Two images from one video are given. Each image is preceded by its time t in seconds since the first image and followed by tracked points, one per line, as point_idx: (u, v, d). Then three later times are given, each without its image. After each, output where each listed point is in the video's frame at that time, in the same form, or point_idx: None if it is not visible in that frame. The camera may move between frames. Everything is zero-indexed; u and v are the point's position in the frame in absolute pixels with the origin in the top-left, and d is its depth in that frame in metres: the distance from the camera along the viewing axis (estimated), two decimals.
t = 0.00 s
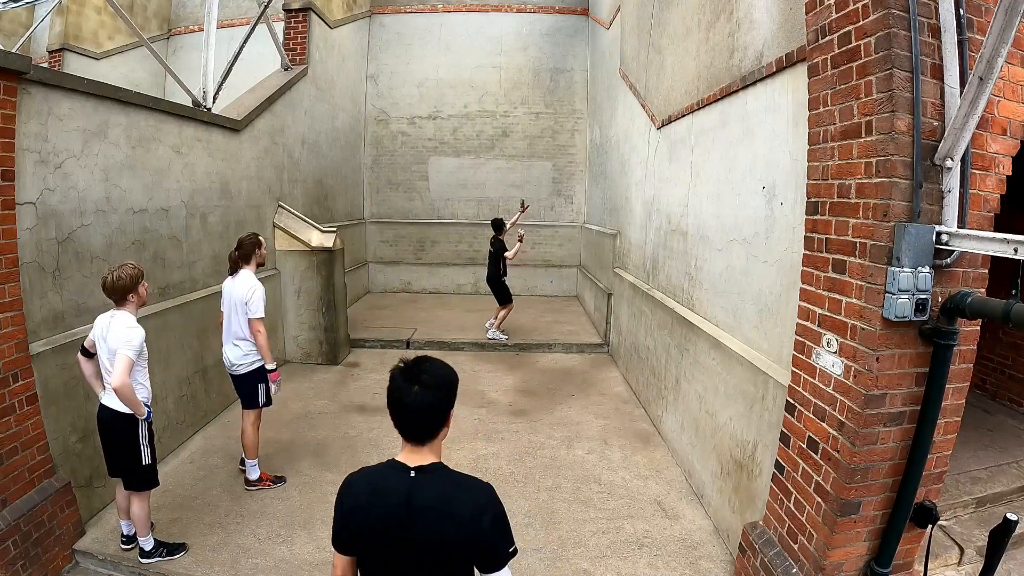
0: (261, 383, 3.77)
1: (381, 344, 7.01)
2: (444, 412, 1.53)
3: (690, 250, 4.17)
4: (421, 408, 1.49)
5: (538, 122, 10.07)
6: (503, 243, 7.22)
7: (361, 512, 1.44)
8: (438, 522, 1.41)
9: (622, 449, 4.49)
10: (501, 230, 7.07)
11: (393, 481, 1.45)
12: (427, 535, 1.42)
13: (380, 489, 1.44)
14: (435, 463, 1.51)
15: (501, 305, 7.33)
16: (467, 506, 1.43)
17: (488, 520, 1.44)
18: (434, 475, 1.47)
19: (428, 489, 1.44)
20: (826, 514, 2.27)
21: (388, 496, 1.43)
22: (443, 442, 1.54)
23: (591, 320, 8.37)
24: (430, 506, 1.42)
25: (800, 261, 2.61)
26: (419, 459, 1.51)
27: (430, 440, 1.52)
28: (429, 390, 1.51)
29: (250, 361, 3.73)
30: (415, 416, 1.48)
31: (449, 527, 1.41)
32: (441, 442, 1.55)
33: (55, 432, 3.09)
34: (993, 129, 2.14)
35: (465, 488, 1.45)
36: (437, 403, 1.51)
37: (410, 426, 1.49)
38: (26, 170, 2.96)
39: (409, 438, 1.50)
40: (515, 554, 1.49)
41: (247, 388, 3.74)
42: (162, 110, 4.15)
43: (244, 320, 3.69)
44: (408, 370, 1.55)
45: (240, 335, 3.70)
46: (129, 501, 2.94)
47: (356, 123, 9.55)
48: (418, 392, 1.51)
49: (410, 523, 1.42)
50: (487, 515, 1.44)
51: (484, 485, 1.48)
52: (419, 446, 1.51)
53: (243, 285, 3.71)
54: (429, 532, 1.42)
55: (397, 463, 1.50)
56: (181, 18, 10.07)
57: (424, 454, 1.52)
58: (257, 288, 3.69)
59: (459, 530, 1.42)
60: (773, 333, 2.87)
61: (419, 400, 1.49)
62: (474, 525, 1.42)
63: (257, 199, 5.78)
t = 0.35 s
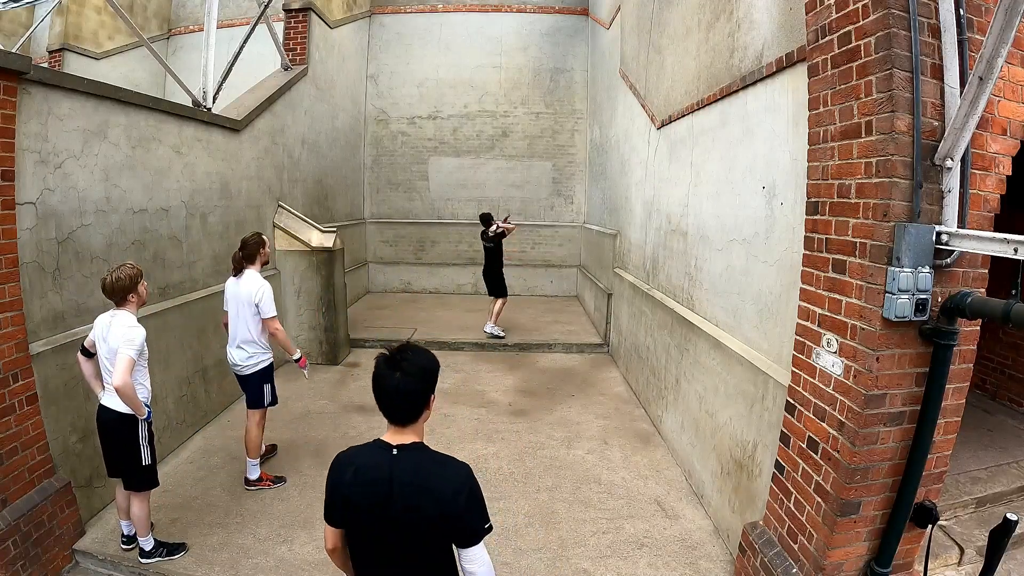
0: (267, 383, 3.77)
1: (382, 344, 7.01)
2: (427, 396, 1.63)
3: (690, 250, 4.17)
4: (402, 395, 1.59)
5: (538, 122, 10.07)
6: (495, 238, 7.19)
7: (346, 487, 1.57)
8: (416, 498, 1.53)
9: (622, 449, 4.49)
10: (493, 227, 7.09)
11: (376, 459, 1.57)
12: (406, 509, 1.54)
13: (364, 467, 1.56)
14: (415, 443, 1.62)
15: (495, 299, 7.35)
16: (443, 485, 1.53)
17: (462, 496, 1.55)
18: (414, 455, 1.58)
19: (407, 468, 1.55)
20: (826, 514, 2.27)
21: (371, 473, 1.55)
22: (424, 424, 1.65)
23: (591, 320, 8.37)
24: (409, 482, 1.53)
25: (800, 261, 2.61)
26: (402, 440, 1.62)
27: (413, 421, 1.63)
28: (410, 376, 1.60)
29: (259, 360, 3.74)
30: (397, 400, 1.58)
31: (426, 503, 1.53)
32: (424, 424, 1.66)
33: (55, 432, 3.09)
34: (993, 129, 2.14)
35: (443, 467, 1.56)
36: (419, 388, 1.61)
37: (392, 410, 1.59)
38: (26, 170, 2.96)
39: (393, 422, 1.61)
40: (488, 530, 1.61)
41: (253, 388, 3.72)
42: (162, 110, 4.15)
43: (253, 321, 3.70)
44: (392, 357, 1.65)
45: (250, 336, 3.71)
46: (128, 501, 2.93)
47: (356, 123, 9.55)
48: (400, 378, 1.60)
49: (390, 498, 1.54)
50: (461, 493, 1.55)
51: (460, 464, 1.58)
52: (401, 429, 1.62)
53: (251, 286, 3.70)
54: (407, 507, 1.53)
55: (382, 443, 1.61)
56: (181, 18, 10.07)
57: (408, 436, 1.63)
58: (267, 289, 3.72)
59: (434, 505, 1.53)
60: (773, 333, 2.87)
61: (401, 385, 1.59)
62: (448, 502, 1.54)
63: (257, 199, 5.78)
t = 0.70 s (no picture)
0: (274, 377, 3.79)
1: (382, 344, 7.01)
2: (414, 390, 1.66)
3: (690, 250, 4.17)
4: (390, 390, 1.61)
5: (538, 122, 10.07)
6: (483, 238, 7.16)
7: (335, 482, 1.59)
8: (403, 491, 1.55)
9: (622, 449, 4.49)
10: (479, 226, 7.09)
11: (365, 453, 1.59)
12: (393, 503, 1.56)
13: (352, 461, 1.59)
14: (403, 438, 1.64)
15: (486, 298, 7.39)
16: (429, 478, 1.55)
17: (449, 488, 1.56)
18: (401, 449, 1.59)
19: (395, 461, 1.57)
20: (826, 514, 2.27)
21: (360, 468, 1.57)
22: (412, 418, 1.67)
23: (591, 320, 8.37)
24: (396, 476, 1.55)
25: (800, 261, 2.61)
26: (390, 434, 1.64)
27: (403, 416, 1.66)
28: (396, 371, 1.63)
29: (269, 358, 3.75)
30: (384, 395, 1.61)
31: (413, 497, 1.54)
32: (413, 418, 1.68)
33: (55, 432, 3.09)
34: (993, 129, 2.14)
35: (430, 461, 1.57)
36: (407, 382, 1.64)
37: (380, 404, 1.62)
38: (26, 170, 2.96)
39: (383, 416, 1.63)
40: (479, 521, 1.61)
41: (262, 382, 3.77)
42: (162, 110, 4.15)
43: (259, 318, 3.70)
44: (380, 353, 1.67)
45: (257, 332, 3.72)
46: (128, 501, 2.93)
47: (356, 123, 9.56)
48: (386, 374, 1.63)
49: (377, 493, 1.56)
50: (448, 487, 1.55)
51: (447, 457, 1.59)
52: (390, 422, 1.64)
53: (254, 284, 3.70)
54: (395, 501, 1.55)
55: (371, 438, 1.64)
56: (181, 18, 10.07)
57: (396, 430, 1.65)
58: (275, 284, 3.73)
59: (421, 498, 1.54)
60: (773, 333, 2.87)
61: (387, 380, 1.61)
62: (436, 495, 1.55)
63: (257, 199, 5.78)
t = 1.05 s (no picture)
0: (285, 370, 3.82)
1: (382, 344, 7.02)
2: (405, 385, 1.65)
3: (690, 250, 4.17)
4: (383, 387, 1.60)
5: (538, 122, 10.07)
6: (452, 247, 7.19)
7: (332, 478, 1.60)
8: (398, 486, 1.55)
9: (622, 449, 4.49)
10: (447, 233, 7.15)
11: (360, 449, 1.60)
12: (389, 498, 1.56)
13: (347, 458, 1.59)
14: (397, 432, 1.64)
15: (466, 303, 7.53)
16: (425, 474, 1.55)
17: (444, 481, 1.56)
18: (395, 445, 1.59)
19: (389, 457, 1.57)
20: (826, 514, 2.27)
21: (355, 464, 1.57)
22: (405, 413, 1.67)
23: (591, 320, 8.37)
24: (391, 473, 1.55)
25: (800, 261, 2.61)
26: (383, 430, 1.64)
27: (396, 411, 1.65)
28: (387, 367, 1.62)
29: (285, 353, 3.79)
30: (376, 392, 1.60)
31: (409, 493, 1.55)
32: (406, 414, 1.67)
33: (55, 432, 3.09)
34: (993, 129, 2.14)
35: (424, 456, 1.57)
36: (399, 377, 1.63)
37: (372, 401, 1.61)
38: (25, 170, 2.96)
39: (376, 414, 1.62)
40: (473, 513, 1.63)
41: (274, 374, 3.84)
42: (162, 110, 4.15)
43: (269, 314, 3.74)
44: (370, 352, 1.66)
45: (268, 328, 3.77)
46: (128, 502, 2.93)
47: (356, 123, 9.55)
48: (377, 371, 1.62)
49: (372, 490, 1.56)
50: (442, 482, 1.56)
51: (441, 451, 1.60)
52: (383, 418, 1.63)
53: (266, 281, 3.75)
54: (390, 497, 1.56)
55: (365, 435, 1.63)
56: (181, 18, 10.07)
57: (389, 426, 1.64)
58: (282, 282, 3.72)
59: (418, 492, 1.55)
60: (773, 333, 2.87)
61: (378, 378, 1.61)
62: (431, 490, 1.56)
63: (257, 199, 5.78)
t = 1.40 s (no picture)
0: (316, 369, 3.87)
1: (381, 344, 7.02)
2: (403, 376, 1.66)
3: (690, 249, 4.17)
4: (382, 379, 1.61)
5: (538, 122, 10.07)
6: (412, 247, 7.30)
7: (333, 470, 1.60)
8: (399, 476, 1.56)
9: (622, 449, 4.49)
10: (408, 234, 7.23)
11: (360, 441, 1.60)
12: (390, 489, 1.56)
13: (350, 449, 1.59)
14: (396, 423, 1.65)
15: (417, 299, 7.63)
16: (427, 463, 1.56)
17: (445, 468, 1.59)
18: (396, 435, 1.60)
19: (389, 448, 1.57)
20: (826, 514, 2.27)
21: (357, 456, 1.57)
22: (403, 405, 1.68)
23: (591, 320, 8.37)
24: (393, 463, 1.56)
25: (800, 261, 2.61)
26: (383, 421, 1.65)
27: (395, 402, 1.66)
28: (387, 359, 1.63)
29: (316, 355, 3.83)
30: (376, 383, 1.61)
31: (410, 482, 1.56)
32: (405, 404, 1.69)
33: (55, 432, 3.09)
34: (993, 128, 2.14)
35: (425, 445, 1.59)
36: (398, 368, 1.64)
37: (371, 393, 1.62)
38: (25, 170, 2.96)
39: (376, 405, 1.63)
40: (474, 499, 1.66)
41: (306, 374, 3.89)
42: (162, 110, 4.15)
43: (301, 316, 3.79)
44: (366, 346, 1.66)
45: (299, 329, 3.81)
46: (128, 502, 2.93)
47: (356, 123, 9.55)
48: (374, 363, 1.63)
49: (374, 479, 1.56)
50: (443, 470, 1.58)
51: (441, 440, 1.62)
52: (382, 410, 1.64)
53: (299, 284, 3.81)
54: (391, 487, 1.56)
55: (365, 426, 1.64)
56: (181, 18, 10.06)
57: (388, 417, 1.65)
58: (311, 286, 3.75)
59: (420, 482, 1.56)
60: (773, 333, 2.87)
61: (375, 370, 1.62)
62: (432, 479, 1.58)
63: (257, 199, 5.78)
